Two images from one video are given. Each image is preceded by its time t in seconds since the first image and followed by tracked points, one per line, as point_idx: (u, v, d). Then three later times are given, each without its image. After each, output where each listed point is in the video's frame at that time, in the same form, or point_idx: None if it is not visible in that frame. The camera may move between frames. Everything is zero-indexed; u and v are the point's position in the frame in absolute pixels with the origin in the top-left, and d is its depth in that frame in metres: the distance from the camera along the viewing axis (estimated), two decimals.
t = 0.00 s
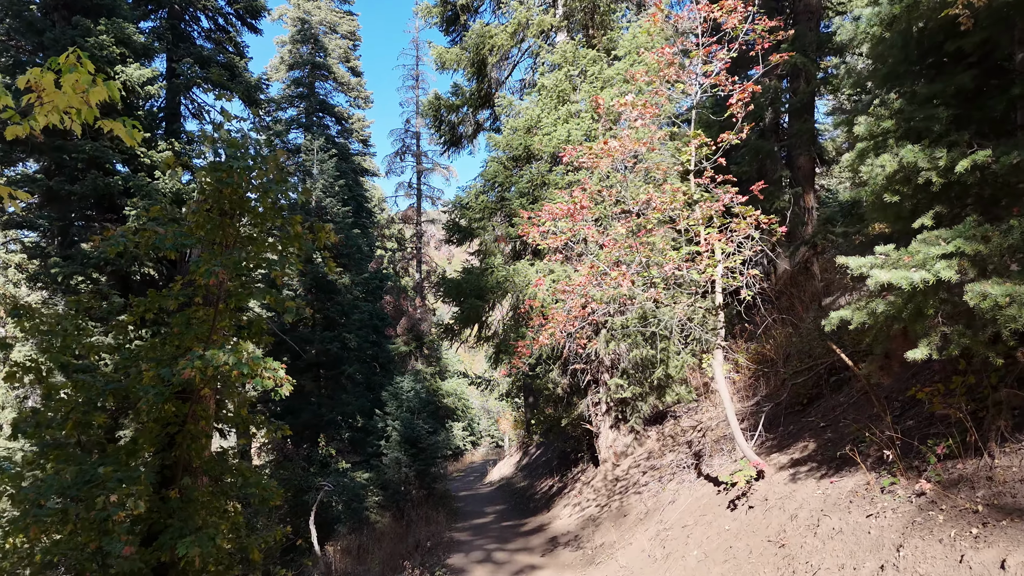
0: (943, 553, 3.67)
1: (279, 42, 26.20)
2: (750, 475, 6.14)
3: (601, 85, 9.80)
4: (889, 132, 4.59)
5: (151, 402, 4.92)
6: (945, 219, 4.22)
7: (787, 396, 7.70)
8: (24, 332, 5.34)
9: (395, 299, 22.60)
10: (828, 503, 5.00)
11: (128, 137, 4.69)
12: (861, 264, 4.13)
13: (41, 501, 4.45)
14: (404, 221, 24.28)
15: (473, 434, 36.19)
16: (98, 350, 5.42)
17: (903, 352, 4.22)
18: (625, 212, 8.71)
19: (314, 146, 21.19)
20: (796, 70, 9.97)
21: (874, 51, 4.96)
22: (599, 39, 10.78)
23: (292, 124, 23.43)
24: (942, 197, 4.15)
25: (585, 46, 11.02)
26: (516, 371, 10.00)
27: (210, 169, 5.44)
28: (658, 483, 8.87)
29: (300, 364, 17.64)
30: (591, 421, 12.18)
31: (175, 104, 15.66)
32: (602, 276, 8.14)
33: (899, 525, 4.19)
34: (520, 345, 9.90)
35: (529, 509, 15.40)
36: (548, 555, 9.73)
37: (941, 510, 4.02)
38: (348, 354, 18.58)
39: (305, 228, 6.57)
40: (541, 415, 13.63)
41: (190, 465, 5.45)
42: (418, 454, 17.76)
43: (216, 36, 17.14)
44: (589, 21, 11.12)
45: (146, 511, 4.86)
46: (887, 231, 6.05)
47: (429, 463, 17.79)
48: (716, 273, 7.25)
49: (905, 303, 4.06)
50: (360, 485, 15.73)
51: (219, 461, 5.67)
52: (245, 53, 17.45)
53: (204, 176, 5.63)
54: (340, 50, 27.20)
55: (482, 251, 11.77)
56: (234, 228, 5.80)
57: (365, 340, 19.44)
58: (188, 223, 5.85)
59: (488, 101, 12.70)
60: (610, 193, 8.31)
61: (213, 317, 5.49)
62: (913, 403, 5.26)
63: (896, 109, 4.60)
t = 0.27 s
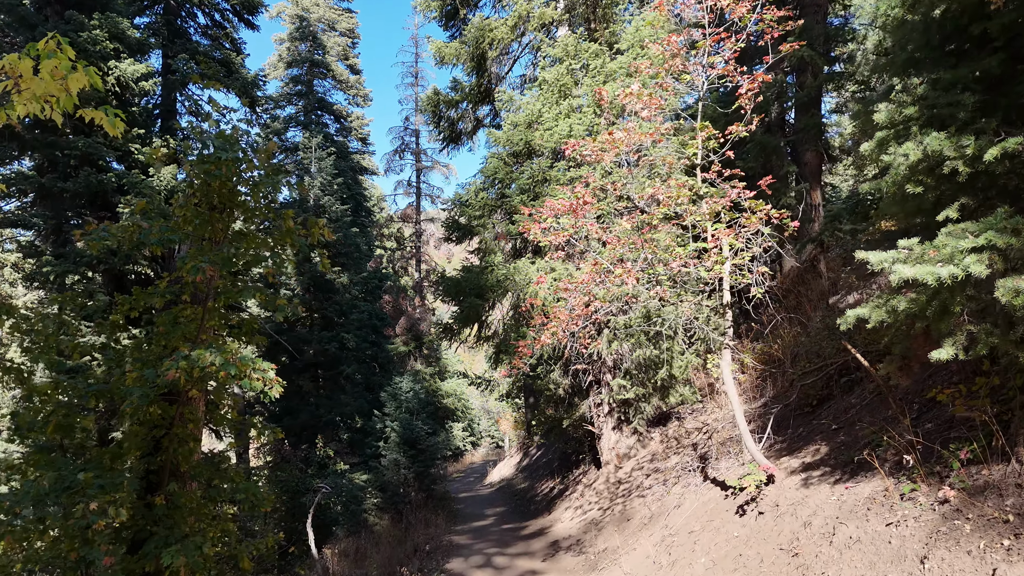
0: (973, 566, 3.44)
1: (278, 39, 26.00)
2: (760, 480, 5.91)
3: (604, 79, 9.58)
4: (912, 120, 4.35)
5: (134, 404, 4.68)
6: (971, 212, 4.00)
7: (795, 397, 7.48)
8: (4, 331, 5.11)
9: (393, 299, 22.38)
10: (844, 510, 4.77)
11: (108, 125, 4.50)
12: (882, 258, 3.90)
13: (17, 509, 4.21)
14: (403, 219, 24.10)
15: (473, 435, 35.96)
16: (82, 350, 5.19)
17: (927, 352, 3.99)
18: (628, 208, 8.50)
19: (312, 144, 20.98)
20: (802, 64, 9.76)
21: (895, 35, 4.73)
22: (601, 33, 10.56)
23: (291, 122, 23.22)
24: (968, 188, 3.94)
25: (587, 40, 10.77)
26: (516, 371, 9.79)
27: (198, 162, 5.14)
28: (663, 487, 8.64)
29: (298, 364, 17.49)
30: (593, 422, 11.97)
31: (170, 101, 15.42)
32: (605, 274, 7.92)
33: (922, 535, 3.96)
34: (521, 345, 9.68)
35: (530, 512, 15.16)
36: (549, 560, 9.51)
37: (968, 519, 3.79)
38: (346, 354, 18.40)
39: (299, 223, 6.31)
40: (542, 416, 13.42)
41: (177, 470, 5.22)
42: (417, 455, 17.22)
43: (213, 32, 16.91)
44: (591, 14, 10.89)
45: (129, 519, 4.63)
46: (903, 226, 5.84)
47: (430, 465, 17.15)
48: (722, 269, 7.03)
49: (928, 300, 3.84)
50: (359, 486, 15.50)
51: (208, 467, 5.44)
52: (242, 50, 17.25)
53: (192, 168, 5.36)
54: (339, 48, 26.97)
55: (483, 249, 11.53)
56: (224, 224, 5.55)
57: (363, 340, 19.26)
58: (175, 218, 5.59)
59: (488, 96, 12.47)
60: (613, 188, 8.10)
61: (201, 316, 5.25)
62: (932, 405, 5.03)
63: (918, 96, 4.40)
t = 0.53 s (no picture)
0: None
1: (276, 37, 25.81)
2: (769, 486, 5.69)
3: (606, 72, 9.37)
4: (934, 106, 4.22)
5: (117, 406, 4.47)
6: (997, 203, 3.79)
7: (802, 398, 7.30)
8: None
9: (392, 297, 22.02)
10: (859, 517, 4.56)
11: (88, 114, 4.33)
12: (904, 253, 3.69)
13: None
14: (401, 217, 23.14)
15: (473, 436, 35.76)
16: (66, 350, 4.99)
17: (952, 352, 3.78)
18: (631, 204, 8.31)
19: (310, 142, 20.78)
20: (809, 58, 9.57)
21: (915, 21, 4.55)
22: (603, 26, 10.35)
23: (289, 120, 23.03)
24: (995, 177, 3.74)
25: (589, 33, 10.54)
26: (517, 372, 9.59)
27: (183, 153, 4.81)
28: (667, 490, 8.43)
29: (296, 364, 17.37)
30: (594, 423, 11.76)
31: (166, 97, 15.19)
32: (608, 272, 7.72)
33: (945, 546, 3.75)
34: (522, 345, 9.49)
35: (530, 514, 14.96)
36: (551, 564, 9.31)
37: (995, 530, 3.58)
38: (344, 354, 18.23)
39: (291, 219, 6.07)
40: (542, 417, 13.22)
41: (164, 475, 5.01)
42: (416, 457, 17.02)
43: (210, 28, 16.66)
44: (593, 7, 10.68)
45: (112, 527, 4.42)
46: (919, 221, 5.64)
47: (428, 466, 16.96)
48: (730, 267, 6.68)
49: (953, 297, 3.65)
50: (357, 488, 15.30)
51: (196, 472, 5.24)
52: (239, 46, 16.94)
53: (177, 160, 5.03)
54: (338, 45, 26.75)
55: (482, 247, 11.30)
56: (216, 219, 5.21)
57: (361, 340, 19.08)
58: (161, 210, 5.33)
59: (488, 92, 12.26)
60: (616, 183, 7.89)
61: (188, 315, 5.02)
62: (950, 408, 4.83)
63: (941, 82, 4.21)
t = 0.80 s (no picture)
0: None
1: (274, 34, 25.62)
2: (778, 492, 5.45)
3: (608, 66, 9.16)
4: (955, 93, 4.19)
5: (99, 409, 4.26)
6: None
7: (810, 399, 7.13)
8: None
9: (391, 297, 21.20)
10: (876, 525, 4.37)
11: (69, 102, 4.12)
12: (927, 247, 3.51)
13: None
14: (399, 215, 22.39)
15: (473, 436, 35.54)
16: (48, 349, 4.79)
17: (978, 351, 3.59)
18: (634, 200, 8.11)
19: (308, 140, 20.56)
20: (815, 52, 9.39)
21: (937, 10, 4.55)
22: (605, 19, 10.13)
23: (287, 118, 22.83)
24: (1022, 166, 3.64)
25: (590, 26, 10.33)
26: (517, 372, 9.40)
27: (169, 144, 4.60)
28: (670, 493, 8.23)
29: (295, 364, 17.30)
30: (596, 424, 11.57)
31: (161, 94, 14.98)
32: (610, 269, 7.54)
33: (969, 557, 3.56)
34: (522, 344, 9.29)
35: (530, 516, 14.75)
36: (551, 569, 9.11)
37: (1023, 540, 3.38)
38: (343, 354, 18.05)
39: (281, 214, 5.85)
40: (542, 418, 13.03)
41: (149, 480, 4.82)
42: (413, 457, 16.47)
43: (206, 23, 16.44)
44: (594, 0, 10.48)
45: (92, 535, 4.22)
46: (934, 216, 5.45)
47: (428, 467, 16.51)
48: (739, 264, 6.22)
49: (978, 293, 3.49)
50: (354, 490, 15.10)
51: (183, 476, 5.05)
52: (236, 43, 16.75)
53: (163, 151, 4.82)
54: (337, 43, 26.54)
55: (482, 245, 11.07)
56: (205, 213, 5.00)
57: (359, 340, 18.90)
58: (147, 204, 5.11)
59: (488, 87, 12.06)
60: (619, 178, 7.69)
61: (175, 313, 4.84)
62: (970, 411, 4.64)
63: (965, 66, 4.15)
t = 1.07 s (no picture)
0: None
1: (272, 32, 25.42)
2: (790, 498, 5.24)
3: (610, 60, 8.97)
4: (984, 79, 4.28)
5: (79, 413, 4.06)
6: None
7: (819, 401, 6.95)
8: None
9: (390, 297, 20.45)
10: (895, 535, 4.16)
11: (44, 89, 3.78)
12: (955, 241, 3.33)
13: None
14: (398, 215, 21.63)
15: (473, 437, 35.33)
16: (28, 351, 4.57)
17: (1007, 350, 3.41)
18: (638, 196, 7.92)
19: (306, 138, 20.34)
20: (821, 46, 9.22)
21: None
22: (607, 12, 9.93)
23: (285, 117, 22.64)
24: None
25: (591, 20, 10.13)
26: (517, 373, 9.19)
27: (153, 135, 4.37)
28: (674, 497, 8.03)
29: (293, 365, 17.15)
30: (597, 426, 11.36)
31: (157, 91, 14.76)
32: (614, 267, 7.36)
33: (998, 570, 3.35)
34: (523, 345, 9.08)
35: (530, 519, 14.56)
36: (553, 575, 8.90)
37: None
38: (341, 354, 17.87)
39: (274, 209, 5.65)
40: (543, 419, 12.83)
41: (134, 486, 4.62)
42: (411, 458, 16.12)
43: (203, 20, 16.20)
44: None
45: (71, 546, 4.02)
46: (952, 211, 5.27)
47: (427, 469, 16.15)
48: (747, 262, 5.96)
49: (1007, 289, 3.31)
50: (353, 492, 14.92)
51: (170, 482, 4.85)
52: (233, 39, 16.52)
53: (148, 142, 4.60)
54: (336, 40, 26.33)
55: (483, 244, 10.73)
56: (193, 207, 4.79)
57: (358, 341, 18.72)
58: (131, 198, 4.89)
59: (488, 83, 11.86)
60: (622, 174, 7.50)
61: (161, 312, 4.63)
62: (991, 414, 4.46)
63: (994, 50, 4.23)
